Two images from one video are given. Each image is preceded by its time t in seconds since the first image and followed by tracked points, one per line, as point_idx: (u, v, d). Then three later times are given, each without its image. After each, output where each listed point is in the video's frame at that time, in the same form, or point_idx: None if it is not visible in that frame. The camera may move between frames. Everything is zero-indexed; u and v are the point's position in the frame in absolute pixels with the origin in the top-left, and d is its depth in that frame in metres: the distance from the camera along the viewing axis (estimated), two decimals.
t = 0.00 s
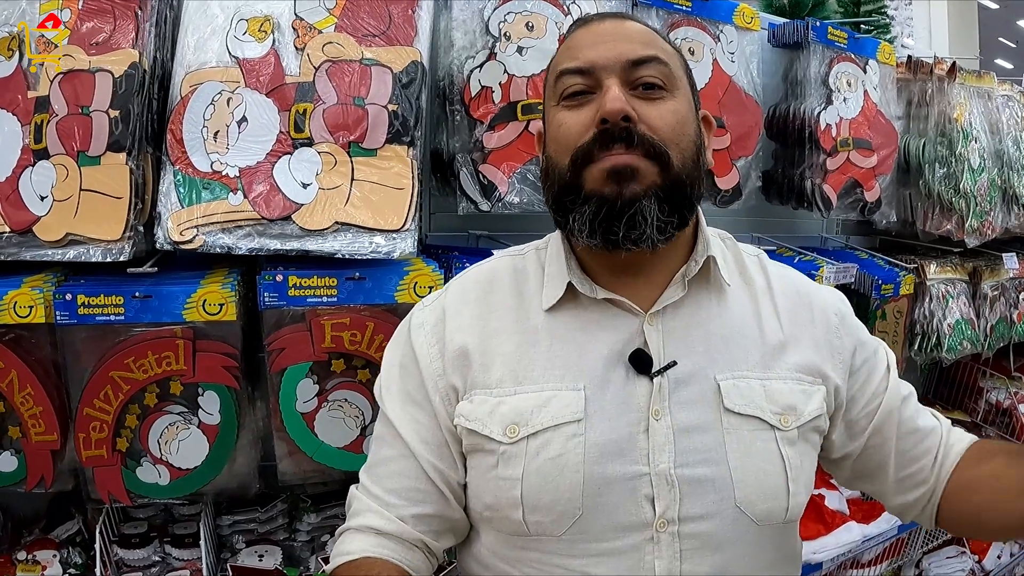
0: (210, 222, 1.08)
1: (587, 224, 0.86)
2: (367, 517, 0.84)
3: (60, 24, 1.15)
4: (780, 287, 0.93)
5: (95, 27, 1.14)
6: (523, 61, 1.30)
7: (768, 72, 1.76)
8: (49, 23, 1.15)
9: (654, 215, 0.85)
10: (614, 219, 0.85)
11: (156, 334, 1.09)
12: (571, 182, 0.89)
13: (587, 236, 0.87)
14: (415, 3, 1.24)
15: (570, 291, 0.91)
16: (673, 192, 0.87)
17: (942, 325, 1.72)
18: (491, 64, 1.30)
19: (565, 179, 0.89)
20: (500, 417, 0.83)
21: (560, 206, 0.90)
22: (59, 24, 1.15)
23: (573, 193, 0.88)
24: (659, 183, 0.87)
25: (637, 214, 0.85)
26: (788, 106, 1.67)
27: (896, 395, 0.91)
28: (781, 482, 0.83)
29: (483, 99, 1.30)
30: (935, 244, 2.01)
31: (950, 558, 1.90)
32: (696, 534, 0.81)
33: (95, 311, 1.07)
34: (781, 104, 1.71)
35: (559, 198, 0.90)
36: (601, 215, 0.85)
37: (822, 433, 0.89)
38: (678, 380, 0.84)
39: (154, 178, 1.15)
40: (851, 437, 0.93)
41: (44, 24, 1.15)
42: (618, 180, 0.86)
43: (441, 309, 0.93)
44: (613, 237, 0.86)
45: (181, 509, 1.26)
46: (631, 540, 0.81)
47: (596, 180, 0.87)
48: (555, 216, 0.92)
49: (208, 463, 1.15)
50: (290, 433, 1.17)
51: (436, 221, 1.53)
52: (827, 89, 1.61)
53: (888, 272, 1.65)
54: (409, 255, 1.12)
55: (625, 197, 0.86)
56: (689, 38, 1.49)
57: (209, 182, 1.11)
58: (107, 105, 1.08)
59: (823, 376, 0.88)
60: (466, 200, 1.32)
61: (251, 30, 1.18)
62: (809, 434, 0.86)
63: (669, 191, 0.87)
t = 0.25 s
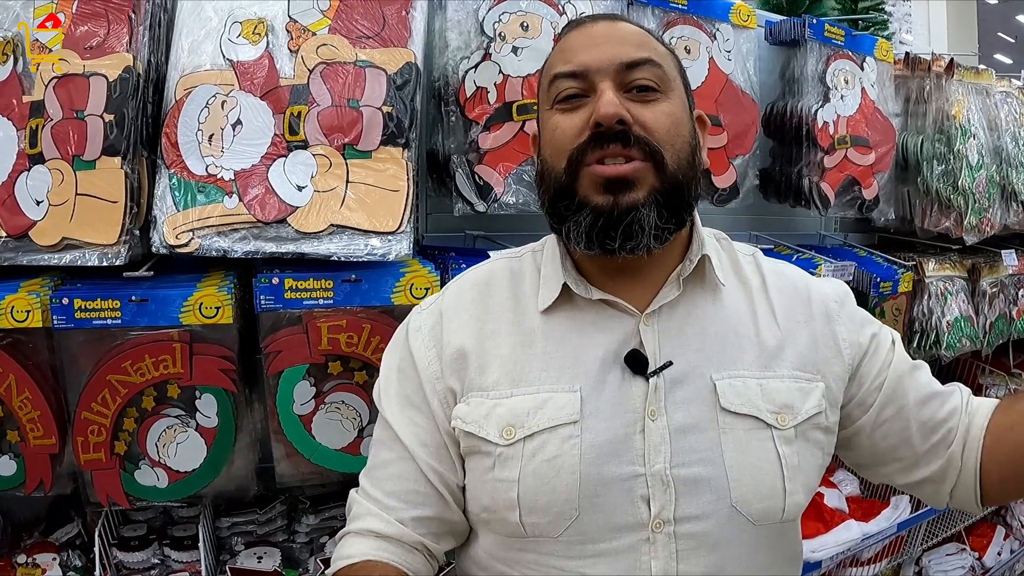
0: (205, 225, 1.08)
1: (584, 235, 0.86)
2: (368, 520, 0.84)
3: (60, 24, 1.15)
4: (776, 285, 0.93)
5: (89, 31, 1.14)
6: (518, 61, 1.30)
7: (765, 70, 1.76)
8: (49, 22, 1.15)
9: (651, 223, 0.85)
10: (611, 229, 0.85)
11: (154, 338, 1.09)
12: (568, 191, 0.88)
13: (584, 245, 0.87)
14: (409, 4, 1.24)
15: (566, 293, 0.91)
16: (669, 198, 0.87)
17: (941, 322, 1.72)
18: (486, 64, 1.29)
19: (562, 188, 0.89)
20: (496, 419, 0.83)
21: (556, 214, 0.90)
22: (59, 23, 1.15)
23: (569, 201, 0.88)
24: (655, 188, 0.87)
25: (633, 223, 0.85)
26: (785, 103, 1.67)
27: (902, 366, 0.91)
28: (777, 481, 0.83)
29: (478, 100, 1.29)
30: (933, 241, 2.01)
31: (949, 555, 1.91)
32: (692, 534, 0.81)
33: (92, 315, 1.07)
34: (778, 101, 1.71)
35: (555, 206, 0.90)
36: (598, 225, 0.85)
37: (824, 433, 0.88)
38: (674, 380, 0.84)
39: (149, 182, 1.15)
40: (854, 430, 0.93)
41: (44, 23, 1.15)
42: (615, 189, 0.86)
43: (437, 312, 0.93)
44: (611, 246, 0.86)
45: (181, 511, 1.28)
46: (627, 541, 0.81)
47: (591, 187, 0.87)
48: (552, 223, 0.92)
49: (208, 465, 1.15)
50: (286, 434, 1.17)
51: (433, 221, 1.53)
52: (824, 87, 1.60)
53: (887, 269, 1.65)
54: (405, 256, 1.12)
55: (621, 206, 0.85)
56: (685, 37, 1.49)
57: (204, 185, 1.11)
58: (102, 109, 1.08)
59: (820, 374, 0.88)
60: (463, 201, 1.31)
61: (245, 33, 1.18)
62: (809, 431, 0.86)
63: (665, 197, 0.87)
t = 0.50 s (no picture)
0: (197, 225, 1.08)
1: (579, 231, 0.87)
2: (366, 519, 0.84)
3: (59, 24, 1.14)
4: (770, 280, 0.94)
5: (79, 31, 1.13)
6: (509, 58, 1.30)
7: (754, 66, 1.77)
8: (49, 23, 1.14)
9: (645, 219, 0.85)
10: (605, 224, 0.85)
11: (146, 338, 1.09)
12: (563, 187, 0.89)
13: (578, 241, 0.88)
14: (399, 2, 1.24)
15: (560, 291, 0.91)
16: (663, 194, 0.87)
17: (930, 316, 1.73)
18: (477, 62, 1.29)
19: (557, 185, 0.90)
20: (493, 417, 0.83)
21: (552, 210, 0.91)
22: (59, 24, 1.14)
23: (565, 198, 0.89)
24: (649, 185, 0.87)
25: (627, 218, 0.85)
26: (775, 99, 1.68)
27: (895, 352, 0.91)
28: (774, 476, 0.84)
29: (469, 98, 1.29)
30: (922, 235, 2.03)
31: (941, 547, 1.92)
32: (691, 530, 0.81)
33: (83, 317, 1.06)
34: (768, 97, 1.72)
35: (551, 202, 0.91)
36: (592, 221, 0.86)
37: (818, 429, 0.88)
38: (670, 378, 0.85)
39: (139, 181, 1.15)
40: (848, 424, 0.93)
41: (44, 24, 1.14)
42: (608, 184, 0.86)
43: (434, 311, 0.93)
44: (605, 241, 0.86)
45: (175, 513, 1.28)
46: (625, 537, 0.81)
47: (586, 183, 0.87)
48: (548, 219, 0.93)
49: (202, 466, 1.15)
50: (279, 433, 1.16)
51: (423, 220, 1.53)
52: (813, 82, 1.61)
53: (877, 264, 1.67)
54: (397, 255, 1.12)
55: (615, 201, 0.86)
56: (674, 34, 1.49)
57: (195, 185, 1.10)
58: (93, 109, 1.07)
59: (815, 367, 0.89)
60: (455, 198, 1.32)
61: (236, 32, 1.18)
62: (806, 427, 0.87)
63: (659, 193, 0.87)
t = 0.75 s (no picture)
0: (193, 213, 1.06)
1: (573, 235, 0.86)
2: (369, 520, 0.84)
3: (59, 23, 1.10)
4: (775, 277, 0.93)
5: (75, 14, 1.11)
6: (511, 48, 1.29)
7: (755, 61, 1.76)
8: (49, 22, 1.10)
9: (638, 219, 0.85)
10: (598, 227, 0.84)
11: (139, 328, 1.07)
12: (556, 191, 0.88)
13: (574, 243, 0.87)
14: None
15: (560, 289, 0.90)
16: (655, 192, 0.86)
17: (924, 315, 1.74)
18: (478, 51, 1.28)
19: (550, 188, 0.89)
20: (491, 416, 0.83)
21: (546, 214, 0.90)
22: (58, 23, 1.10)
23: (558, 201, 0.88)
24: (641, 183, 0.86)
25: (621, 219, 0.84)
26: (774, 95, 1.67)
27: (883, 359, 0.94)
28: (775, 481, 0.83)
29: (470, 87, 1.28)
30: (917, 234, 2.04)
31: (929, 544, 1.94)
32: (689, 531, 0.81)
33: (77, 305, 1.04)
34: (768, 93, 1.71)
35: (545, 207, 0.90)
36: (586, 224, 0.85)
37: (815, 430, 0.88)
38: (669, 377, 0.85)
39: (135, 168, 1.13)
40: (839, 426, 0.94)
41: (44, 23, 1.10)
42: (601, 185, 0.86)
43: (432, 310, 0.93)
44: (600, 244, 0.86)
45: (167, 502, 1.26)
46: (623, 538, 0.81)
47: (578, 185, 0.86)
48: (542, 222, 0.92)
49: (195, 457, 1.14)
50: (274, 424, 1.15)
51: (421, 209, 1.51)
52: (814, 79, 1.61)
53: (872, 261, 1.67)
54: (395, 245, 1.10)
55: (608, 203, 0.85)
56: (677, 27, 1.48)
57: (192, 172, 1.08)
58: (88, 93, 1.05)
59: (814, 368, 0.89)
60: (453, 188, 1.30)
61: (235, 16, 1.16)
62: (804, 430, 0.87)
63: (651, 191, 0.86)
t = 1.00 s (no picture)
0: (191, 215, 1.06)
1: (573, 234, 0.86)
2: (368, 519, 0.84)
3: (59, 24, 1.11)
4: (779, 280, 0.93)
5: (70, 17, 1.11)
6: (507, 45, 1.29)
7: (751, 55, 1.78)
8: (49, 22, 1.11)
9: (639, 218, 0.84)
10: (599, 227, 0.84)
11: (139, 330, 1.07)
12: (555, 190, 0.88)
13: (573, 243, 0.87)
14: None
15: (562, 287, 0.90)
16: (655, 191, 0.86)
17: (923, 307, 1.74)
18: (474, 49, 1.27)
19: (549, 187, 0.89)
20: (495, 416, 0.83)
21: (545, 214, 0.90)
22: (58, 23, 1.11)
23: (557, 201, 0.88)
24: (642, 182, 0.86)
25: (621, 219, 0.84)
26: (772, 89, 1.67)
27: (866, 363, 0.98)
28: (779, 481, 0.84)
29: (466, 85, 1.27)
30: (915, 226, 2.05)
31: (930, 535, 1.95)
32: (694, 532, 0.82)
33: (76, 309, 1.04)
34: (765, 87, 1.71)
35: (543, 206, 0.90)
36: (586, 223, 0.85)
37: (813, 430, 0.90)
38: (676, 378, 0.85)
39: (132, 171, 1.12)
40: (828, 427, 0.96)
41: (44, 24, 1.11)
42: (600, 184, 0.86)
43: (432, 309, 0.93)
44: (600, 244, 0.85)
45: (169, 503, 1.27)
46: (629, 538, 0.82)
47: (578, 184, 0.86)
48: (541, 221, 0.92)
49: (196, 459, 1.14)
50: (274, 424, 1.15)
51: (418, 207, 1.51)
52: (811, 73, 1.60)
53: (870, 255, 1.67)
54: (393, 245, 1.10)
55: (608, 202, 0.85)
56: (672, 22, 1.48)
57: (189, 174, 1.08)
58: (83, 96, 1.05)
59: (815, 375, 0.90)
60: (450, 186, 1.30)
61: (230, 17, 1.15)
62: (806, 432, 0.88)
63: (651, 190, 0.86)
